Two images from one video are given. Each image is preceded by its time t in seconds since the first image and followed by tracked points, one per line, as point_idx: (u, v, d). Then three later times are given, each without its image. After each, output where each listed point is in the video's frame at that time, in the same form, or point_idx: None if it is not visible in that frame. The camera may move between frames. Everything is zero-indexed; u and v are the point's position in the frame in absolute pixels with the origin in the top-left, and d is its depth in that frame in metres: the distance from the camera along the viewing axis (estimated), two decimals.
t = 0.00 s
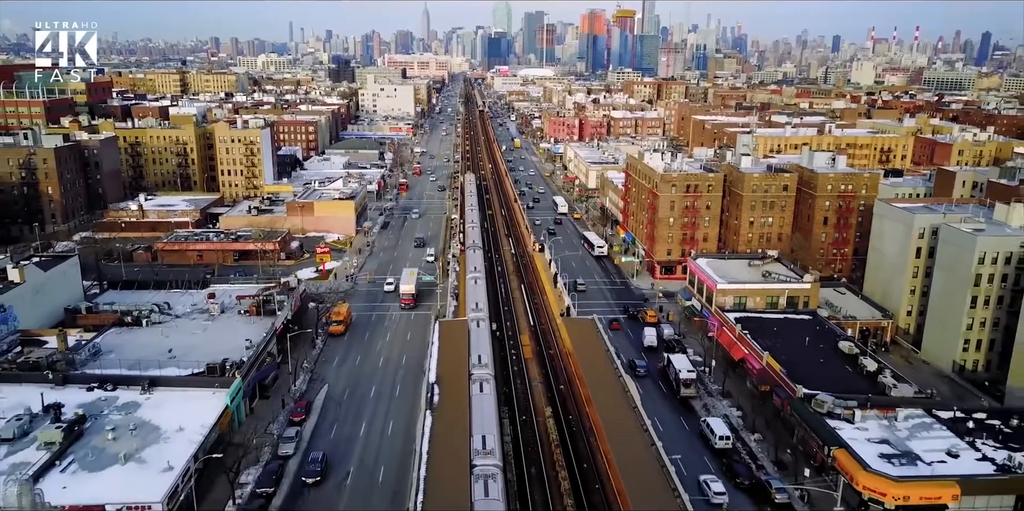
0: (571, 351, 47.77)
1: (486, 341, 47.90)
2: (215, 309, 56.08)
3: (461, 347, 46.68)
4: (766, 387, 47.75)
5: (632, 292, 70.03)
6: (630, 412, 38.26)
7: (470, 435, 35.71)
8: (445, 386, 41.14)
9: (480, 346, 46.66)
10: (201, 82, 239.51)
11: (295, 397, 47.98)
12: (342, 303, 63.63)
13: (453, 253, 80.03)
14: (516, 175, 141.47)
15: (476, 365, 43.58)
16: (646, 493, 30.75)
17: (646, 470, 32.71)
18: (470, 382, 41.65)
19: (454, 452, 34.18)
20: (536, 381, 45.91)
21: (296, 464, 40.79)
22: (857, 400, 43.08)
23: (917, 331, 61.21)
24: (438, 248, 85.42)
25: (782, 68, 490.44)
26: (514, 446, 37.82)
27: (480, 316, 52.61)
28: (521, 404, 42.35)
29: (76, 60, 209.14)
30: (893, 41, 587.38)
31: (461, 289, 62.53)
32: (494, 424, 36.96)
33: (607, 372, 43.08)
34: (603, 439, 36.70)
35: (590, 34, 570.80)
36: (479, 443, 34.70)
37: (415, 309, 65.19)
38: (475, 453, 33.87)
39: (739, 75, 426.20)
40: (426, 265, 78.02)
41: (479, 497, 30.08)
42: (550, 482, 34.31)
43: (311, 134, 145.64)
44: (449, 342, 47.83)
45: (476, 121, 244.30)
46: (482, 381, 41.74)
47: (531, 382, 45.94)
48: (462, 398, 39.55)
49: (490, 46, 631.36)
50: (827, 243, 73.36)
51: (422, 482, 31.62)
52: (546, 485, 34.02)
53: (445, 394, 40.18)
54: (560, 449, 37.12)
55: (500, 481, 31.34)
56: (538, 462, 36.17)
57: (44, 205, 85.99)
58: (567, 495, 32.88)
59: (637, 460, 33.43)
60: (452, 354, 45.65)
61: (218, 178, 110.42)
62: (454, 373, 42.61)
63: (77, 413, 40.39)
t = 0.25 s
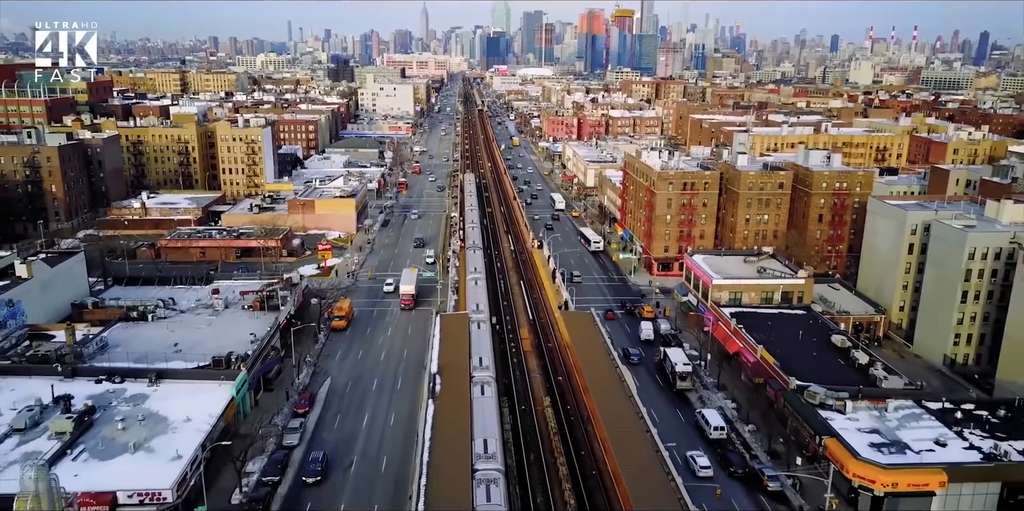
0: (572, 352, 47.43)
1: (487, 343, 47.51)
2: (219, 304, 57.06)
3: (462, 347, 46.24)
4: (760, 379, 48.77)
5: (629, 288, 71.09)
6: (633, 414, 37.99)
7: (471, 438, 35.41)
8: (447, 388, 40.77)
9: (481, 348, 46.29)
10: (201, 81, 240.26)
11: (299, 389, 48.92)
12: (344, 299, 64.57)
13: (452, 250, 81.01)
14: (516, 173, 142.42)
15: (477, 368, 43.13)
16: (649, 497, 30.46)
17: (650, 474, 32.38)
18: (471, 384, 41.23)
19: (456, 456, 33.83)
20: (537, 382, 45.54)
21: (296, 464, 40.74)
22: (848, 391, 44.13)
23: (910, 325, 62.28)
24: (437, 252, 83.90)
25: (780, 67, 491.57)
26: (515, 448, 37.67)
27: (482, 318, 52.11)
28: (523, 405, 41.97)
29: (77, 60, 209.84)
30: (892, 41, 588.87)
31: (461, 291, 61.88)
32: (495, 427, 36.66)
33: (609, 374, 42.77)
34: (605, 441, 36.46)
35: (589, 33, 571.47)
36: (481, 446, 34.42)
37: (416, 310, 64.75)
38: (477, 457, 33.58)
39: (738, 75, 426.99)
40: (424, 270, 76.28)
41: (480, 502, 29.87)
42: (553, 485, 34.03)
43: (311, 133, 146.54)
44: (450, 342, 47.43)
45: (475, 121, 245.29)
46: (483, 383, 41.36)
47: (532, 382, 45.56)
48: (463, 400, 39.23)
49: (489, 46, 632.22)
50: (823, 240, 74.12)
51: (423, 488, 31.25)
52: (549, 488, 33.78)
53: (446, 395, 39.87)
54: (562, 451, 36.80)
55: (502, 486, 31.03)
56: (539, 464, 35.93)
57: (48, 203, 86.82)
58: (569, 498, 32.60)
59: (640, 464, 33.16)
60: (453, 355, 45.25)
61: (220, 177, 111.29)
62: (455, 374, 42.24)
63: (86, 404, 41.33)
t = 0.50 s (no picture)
0: (573, 353, 47.13)
1: (489, 345, 47.23)
2: (223, 300, 58.02)
3: (463, 349, 45.92)
4: (754, 372, 49.76)
5: (627, 284, 72.12)
6: (635, 417, 37.74)
7: (473, 441, 35.15)
8: (447, 390, 40.49)
9: (482, 349, 46.02)
10: (201, 80, 240.96)
11: (302, 382, 49.77)
12: (345, 295, 65.46)
13: (452, 247, 81.95)
14: (514, 172, 143.37)
15: (478, 370, 42.74)
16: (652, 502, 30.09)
17: (653, 478, 32.09)
18: (472, 387, 40.99)
19: (457, 458, 33.54)
20: (539, 384, 45.21)
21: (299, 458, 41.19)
22: (840, 383, 45.16)
23: (902, 320, 63.34)
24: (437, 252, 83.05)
25: (778, 67, 492.76)
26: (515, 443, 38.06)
27: (483, 320, 51.67)
28: (524, 409, 41.57)
29: (77, 59, 210.53)
30: (890, 40, 590.44)
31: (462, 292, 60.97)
32: (497, 431, 36.41)
33: (611, 376, 42.48)
34: (607, 445, 36.24)
35: (587, 33, 571.87)
36: (482, 450, 34.20)
37: (416, 310, 64.52)
38: (479, 461, 33.32)
39: (736, 74, 427.93)
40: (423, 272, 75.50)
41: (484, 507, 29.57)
42: (555, 489, 33.77)
43: (311, 132, 147.43)
44: (451, 343, 47.07)
45: (474, 120, 246.25)
46: (484, 386, 41.12)
47: (534, 384, 45.27)
48: (464, 403, 38.97)
49: (487, 45, 633.05)
50: (817, 237, 75.30)
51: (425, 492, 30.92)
52: (550, 491, 33.56)
53: (446, 394, 39.96)
54: (564, 453, 36.50)
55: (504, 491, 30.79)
56: (541, 467, 35.69)
57: (52, 201, 87.63)
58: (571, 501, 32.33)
59: (643, 468, 32.85)
60: (454, 356, 44.99)
61: (221, 175, 112.13)
62: (455, 376, 41.97)
63: (95, 396, 42.27)
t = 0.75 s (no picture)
0: (574, 354, 46.91)
1: (490, 346, 47.01)
2: (227, 295, 59.01)
3: (463, 350, 45.67)
4: (748, 365, 50.78)
5: (624, 280, 73.15)
6: (637, 418, 37.55)
7: (475, 444, 34.93)
8: (448, 391, 40.29)
9: (483, 351, 45.80)
10: (201, 80, 241.66)
11: (306, 375, 50.70)
12: (347, 291, 66.44)
13: (452, 245, 82.88)
14: (513, 171, 144.29)
15: (478, 372, 42.65)
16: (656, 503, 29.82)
17: (656, 479, 31.88)
18: (473, 389, 40.78)
19: (458, 461, 33.29)
20: (540, 386, 45.01)
21: (303, 451, 41.96)
22: (832, 375, 46.21)
23: (895, 315, 64.37)
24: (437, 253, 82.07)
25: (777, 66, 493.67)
26: (515, 432, 39.11)
27: (484, 321, 51.33)
28: (525, 403, 42.19)
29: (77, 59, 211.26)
30: (888, 40, 591.96)
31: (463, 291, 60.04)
32: (498, 434, 36.18)
33: (613, 377, 42.27)
34: (609, 446, 36.04)
35: (586, 32, 572.55)
36: (484, 453, 33.89)
37: (416, 311, 64.41)
38: (480, 464, 33.11)
39: (734, 74, 428.89)
40: (423, 273, 74.83)
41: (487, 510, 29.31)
42: (557, 492, 33.59)
43: (311, 131, 148.34)
44: (452, 344, 46.83)
45: (473, 119, 247.22)
46: (486, 389, 40.94)
47: (535, 385, 45.07)
48: (465, 405, 38.74)
49: (486, 45, 633.90)
50: (813, 234, 76.31)
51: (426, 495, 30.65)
52: (552, 495, 33.35)
53: (446, 393, 39.96)
54: (566, 454, 36.29)
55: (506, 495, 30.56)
56: (543, 471, 35.54)
57: (56, 199, 88.53)
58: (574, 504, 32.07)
59: (646, 470, 32.61)
60: (455, 357, 44.79)
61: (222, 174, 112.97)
62: (456, 377, 41.72)
63: (104, 388, 43.23)
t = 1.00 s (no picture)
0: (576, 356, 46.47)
1: (491, 348, 46.52)
2: (230, 291, 59.95)
3: (464, 352, 45.20)
4: (743, 358, 51.80)
5: (622, 277, 74.15)
6: (640, 421, 37.17)
7: (476, 447, 34.46)
8: (448, 392, 39.85)
9: (484, 353, 45.37)
10: (201, 80, 242.36)
11: (309, 370, 51.57)
12: (348, 288, 67.38)
13: (452, 243, 83.72)
14: (513, 170, 145.23)
15: (479, 374, 42.37)
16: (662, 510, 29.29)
17: (660, 484, 31.41)
18: (474, 392, 40.34)
19: (459, 465, 32.83)
20: (541, 389, 44.55)
21: (308, 442, 42.92)
22: (825, 368, 47.23)
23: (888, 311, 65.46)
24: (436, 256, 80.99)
25: (775, 66, 494.90)
26: (515, 421, 40.31)
27: (484, 323, 50.79)
28: (526, 397, 43.18)
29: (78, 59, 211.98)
30: (886, 39, 593.59)
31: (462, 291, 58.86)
32: (500, 437, 35.70)
33: (615, 380, 41.89)
34: (612, 451, 35.61)
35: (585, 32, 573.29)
36: (486, 457, 33.41)
37: (415, 312, 64.18)
38: (482, 468, 32.66)
39: (732, 73, 429.83)
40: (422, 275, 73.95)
41: None
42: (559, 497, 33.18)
43: (311, 130, 149.25)
44: (452, 345, 46.30)
45: (472, 118, 248.32)
46: (487, 391, 40.50)
47: (536, 389, 44.65)
48: (466, 408, 38.27)
49: (485, 44, 634.69)
50: (808, 231, 77.38)
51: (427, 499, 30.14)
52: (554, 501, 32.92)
53: (448, 393, 39.70)
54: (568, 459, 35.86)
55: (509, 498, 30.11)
56: (545, 476, 35.13)
57: (59, 197, 89.31)
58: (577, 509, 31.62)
59: (650, 474, 32.14)
60: (456, 359, 44.32)
61: (223, 173, 113.81)
62: (457, 378, 41.32)
63: (112, 381, 44.17)
